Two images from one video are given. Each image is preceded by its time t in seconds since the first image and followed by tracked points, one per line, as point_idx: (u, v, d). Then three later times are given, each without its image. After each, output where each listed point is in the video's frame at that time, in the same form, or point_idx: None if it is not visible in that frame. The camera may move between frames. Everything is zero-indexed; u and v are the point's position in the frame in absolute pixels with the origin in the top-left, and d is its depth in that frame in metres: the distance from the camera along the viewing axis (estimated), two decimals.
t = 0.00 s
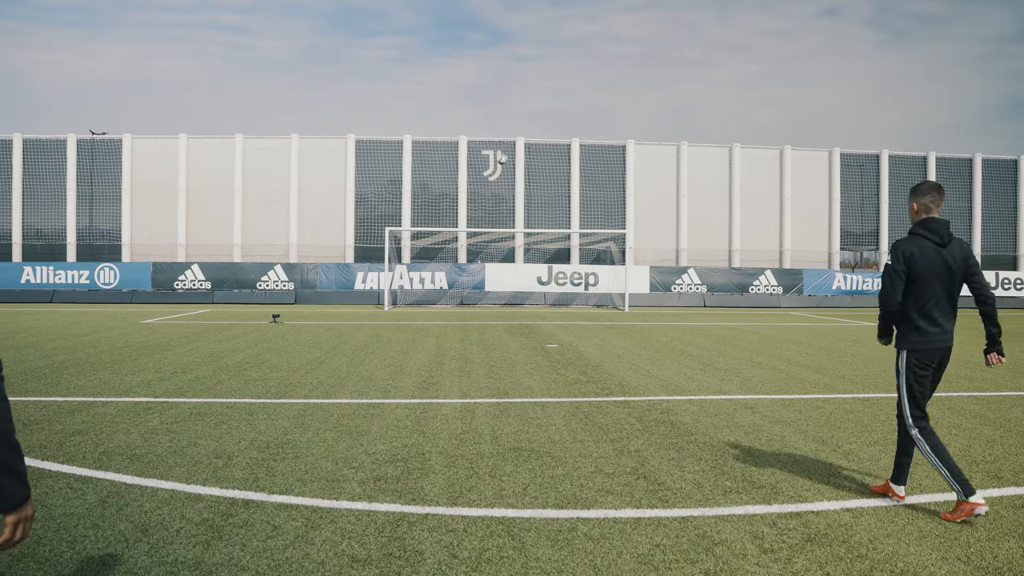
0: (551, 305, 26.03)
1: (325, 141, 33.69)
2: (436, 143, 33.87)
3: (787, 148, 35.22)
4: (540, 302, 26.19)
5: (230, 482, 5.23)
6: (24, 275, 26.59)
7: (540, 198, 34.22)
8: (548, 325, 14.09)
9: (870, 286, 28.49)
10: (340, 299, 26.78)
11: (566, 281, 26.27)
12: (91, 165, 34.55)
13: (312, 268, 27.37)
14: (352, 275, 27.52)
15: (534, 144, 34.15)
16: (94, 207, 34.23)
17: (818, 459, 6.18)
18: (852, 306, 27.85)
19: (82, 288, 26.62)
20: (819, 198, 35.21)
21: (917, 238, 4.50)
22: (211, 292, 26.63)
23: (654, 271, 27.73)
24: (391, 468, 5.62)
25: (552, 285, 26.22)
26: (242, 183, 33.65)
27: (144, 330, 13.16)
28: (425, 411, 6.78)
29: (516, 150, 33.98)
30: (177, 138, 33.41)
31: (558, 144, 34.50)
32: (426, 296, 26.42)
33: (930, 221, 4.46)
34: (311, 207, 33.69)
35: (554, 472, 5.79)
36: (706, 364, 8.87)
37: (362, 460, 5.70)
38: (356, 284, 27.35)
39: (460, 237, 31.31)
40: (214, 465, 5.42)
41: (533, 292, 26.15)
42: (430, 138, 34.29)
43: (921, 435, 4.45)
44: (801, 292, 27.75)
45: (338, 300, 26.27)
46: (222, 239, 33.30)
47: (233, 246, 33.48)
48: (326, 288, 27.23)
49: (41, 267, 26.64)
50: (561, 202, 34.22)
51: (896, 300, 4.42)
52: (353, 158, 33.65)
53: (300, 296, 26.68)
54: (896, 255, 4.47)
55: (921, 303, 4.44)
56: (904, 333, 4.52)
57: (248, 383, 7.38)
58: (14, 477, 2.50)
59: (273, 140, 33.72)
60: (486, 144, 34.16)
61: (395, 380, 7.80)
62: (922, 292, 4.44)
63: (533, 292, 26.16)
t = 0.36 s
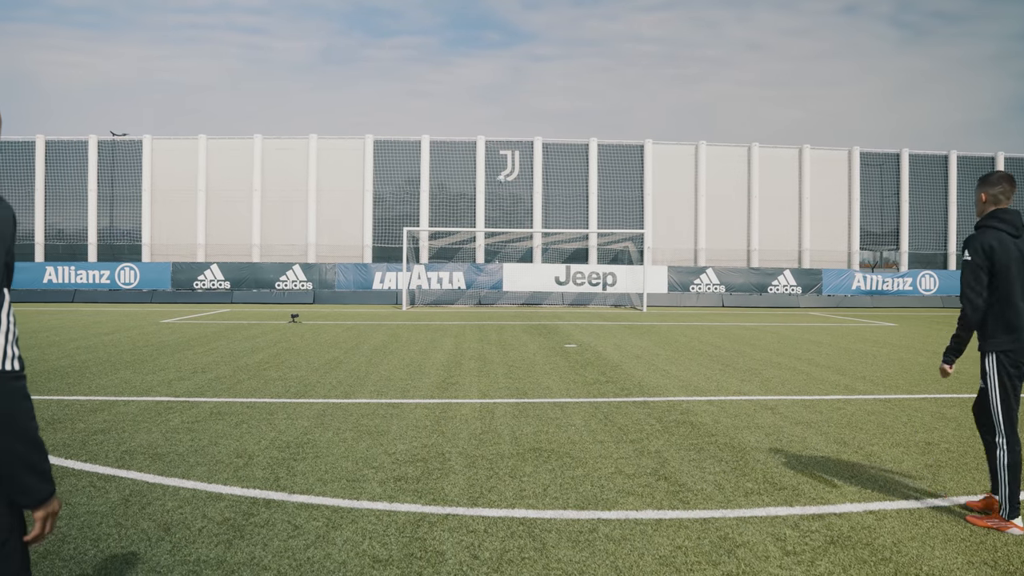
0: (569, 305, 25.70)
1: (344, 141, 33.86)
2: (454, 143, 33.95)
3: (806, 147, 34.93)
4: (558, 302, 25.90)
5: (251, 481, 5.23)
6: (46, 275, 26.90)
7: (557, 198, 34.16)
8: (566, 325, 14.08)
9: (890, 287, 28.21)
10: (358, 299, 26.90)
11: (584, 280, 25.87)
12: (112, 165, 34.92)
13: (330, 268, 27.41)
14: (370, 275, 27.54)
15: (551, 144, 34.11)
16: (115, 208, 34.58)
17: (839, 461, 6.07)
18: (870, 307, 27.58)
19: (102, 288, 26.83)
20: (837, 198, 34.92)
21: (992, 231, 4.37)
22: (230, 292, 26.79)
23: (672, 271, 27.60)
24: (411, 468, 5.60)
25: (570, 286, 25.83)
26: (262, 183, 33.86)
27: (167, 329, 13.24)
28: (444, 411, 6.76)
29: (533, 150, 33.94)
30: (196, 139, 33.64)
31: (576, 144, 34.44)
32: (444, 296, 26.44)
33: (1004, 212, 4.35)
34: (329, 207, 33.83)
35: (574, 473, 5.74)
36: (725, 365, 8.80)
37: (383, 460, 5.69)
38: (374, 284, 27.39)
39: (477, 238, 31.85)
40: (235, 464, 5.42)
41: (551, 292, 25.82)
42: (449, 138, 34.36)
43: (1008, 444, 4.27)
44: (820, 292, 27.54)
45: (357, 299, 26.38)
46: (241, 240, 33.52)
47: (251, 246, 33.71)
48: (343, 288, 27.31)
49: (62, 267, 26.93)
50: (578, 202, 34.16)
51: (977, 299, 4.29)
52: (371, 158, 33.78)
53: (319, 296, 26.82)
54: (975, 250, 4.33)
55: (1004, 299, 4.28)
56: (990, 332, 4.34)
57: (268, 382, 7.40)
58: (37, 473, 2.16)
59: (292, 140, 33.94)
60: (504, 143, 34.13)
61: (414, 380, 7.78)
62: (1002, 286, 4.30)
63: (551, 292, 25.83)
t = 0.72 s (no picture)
0: (580, 305, 25.74)
1: (356, 141, 33.89)
2: (466, 143, 33.92)
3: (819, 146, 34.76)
4: (570, 301, 25.97)
5: (266, 481, 5.22)
6: (60, 275, 27.03)
7: (568, 198, 34.10)
8: (578, 325, 14.05)
9: (903, 287, 28.02)
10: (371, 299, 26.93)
11: (596, 281, 25.96)
12: (125, 166, 35.06)
13: (342, 269, 27.55)
14: (382, 275, 27.65)
15: (563, 144, 34.06)
16: (128, 208, 34.71)
17: (854, 462, 6.00)
18: (884, 307, 27.40)
19: (116, 288, 26.96)
20: (850, 198, 34.73)
21: None
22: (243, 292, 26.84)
23: (684, 271, 27.52)
24: (425, 468, 5.58)
25: (582, 286, 25.97)
26: (274, 183, 33.94)
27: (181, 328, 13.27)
28: (457, 411, 6.74)
29: (545, 150, 33.90)
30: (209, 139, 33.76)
31: (587, 144, 34.38)
32: (456, 296, 26.43)
33: None
34: (342, 207, 33.87)
35: (588, 474, 5.71)
36: (738, 365, 8.75)
37: (397, 461, 5.67)
38: (386, 284, 27.49)
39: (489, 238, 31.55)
40: (249, 464, 5.41)
41: (563, 293, 26.01)
42: (460, 138, 34.33)
43: None
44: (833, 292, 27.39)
45: (370, 299, 26.39)
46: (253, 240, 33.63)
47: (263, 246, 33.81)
48: (356, 288, 27.36)
49: (76, 268, 27.06)
50: (589, 202, 34.09)
51: None
52: (383, 158, 33.79)
53: (331, 295, 26.87)
54: None
55: None
56: None
57: (282, 382, 7.40)
58: (54, 475, 2.11)
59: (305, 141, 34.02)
60: (516, 143, 34.09)
61: (427, 380, 7.76)
62: None
63: (563, 292, 26.02)
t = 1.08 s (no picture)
0: (592, 305, 25.84)
1: (368, 142, 33.88)
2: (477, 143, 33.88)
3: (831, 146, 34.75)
4: (582, 302, 25.96)
5: (283, 482, 5.18)
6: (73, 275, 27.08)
7: (580, 198, 34.03)
8: (591, 325, 14.02)
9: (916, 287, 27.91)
10: (382, 299, 26.93)
11: (608, 281, 25.77)
12: (138, 166, 35.13)
13: (354, 269, 27.53)
14: (394, 276, 27.69)
15: (574, 144, 34.04)
16: (141, 208, 34.77)
17: (872, 465, 5.94)
18: (896, 307, 27.37)
19: (129, 288, 26.94)
20: (862, 198, 34.59)
21: None
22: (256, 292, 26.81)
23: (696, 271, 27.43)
24: (443, 469, 5.54)
25: (593, 286, 25.80)
26: (286, 183, 33.94)
27: (195, 328, 13.25)
28: (473, 412, 6.69)
29: (557, 150, 33.86)
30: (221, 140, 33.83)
31: (599, 144, 34.32)
32: (467, 296, 26.42)
33: None
34: (354, 207, 33.83)
35: (606, 475, 5.67)
36: (753, 366, 8.71)
37: (414, 462, 5.63)
38: (398, 284, 27.50)
39: (501, 237, 31.30)
40: (265, 465, 5.36)
41: (575, 293, 25.90)
42: (472, 138, 34.32)
43: None
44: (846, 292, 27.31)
45: (381, 300, 26.40)
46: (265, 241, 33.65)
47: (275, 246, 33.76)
48: (368, 288, 27.35)
49: (89, 268, 27.05)
50: (600, 202, 34.02)
51: None
52: (395, 158, 33.78)
53: (343, 296, 26.89)
54: None
55: None
56: None
57: (296, 382, 7.37)
58: (79, 477, 2.01)
59: (316, 141, 34.02)
60: (528, 144, 34.05)
61: (441, 380, 7.72)
62: None
63: (575, 293, 25.91)
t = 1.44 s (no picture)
0: (621, 305, 25.37)
1: (399, 141, 33.89)
2: (508, 143, 33.83)
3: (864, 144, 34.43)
4: (611, 302, 25.54)
5: (324, 483, 5.09)
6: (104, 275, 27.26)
7: (610, 198, 33.88)
8: (621, 326, 13.90)
9: (951, 288, 27.58)
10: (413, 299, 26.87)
11: (638, 281, 25.29)
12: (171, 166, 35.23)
13: (384, 269, 27.48)
14: (424, 276, 27.56)
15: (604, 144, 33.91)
16: (173, 208, 34.93)
17: (919, 471, 5.79)
18: (930, 308, 27.10)
19: (161, 286, 26.98)
20: (896, 197, 34.42)
21: None
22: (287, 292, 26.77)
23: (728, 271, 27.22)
24: (484, 472, 5.45)
25: (623, 286, 25.26)
26: (317, 184, 34.07)
27: (227, 327, 13.22)
28: (511, 413, 6.61)
29: (587, 150, 33.76)
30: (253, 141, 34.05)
31: (629, 144, 34.19)
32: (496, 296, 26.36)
33: None
34: (386, 207, 33.84)
35: (649, 479, 5.56)
36: (790, 368, 8.59)
37: (454, 463, 5.54)
38: (429, 284, 27.40)
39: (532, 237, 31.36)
40: (306, 466, 5.29)
41: (605, 293, 25.50)
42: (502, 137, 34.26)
43: None
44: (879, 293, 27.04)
45: (411, 301, 26.32)
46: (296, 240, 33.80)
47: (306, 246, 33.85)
48: (398, 288, 27.28)
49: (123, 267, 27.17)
50: (631, 202, 33.88)
51: None
52: (426, 158, 33.79)
53: (373, 296, 26.91)
54: None
55: None
56: None
57: (331, 382, 7.30)
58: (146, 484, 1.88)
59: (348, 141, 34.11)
60: (558, 144, 33.96)
61: (477, 381, 7.63)
62: None
63: (605, 293, 25.51)
